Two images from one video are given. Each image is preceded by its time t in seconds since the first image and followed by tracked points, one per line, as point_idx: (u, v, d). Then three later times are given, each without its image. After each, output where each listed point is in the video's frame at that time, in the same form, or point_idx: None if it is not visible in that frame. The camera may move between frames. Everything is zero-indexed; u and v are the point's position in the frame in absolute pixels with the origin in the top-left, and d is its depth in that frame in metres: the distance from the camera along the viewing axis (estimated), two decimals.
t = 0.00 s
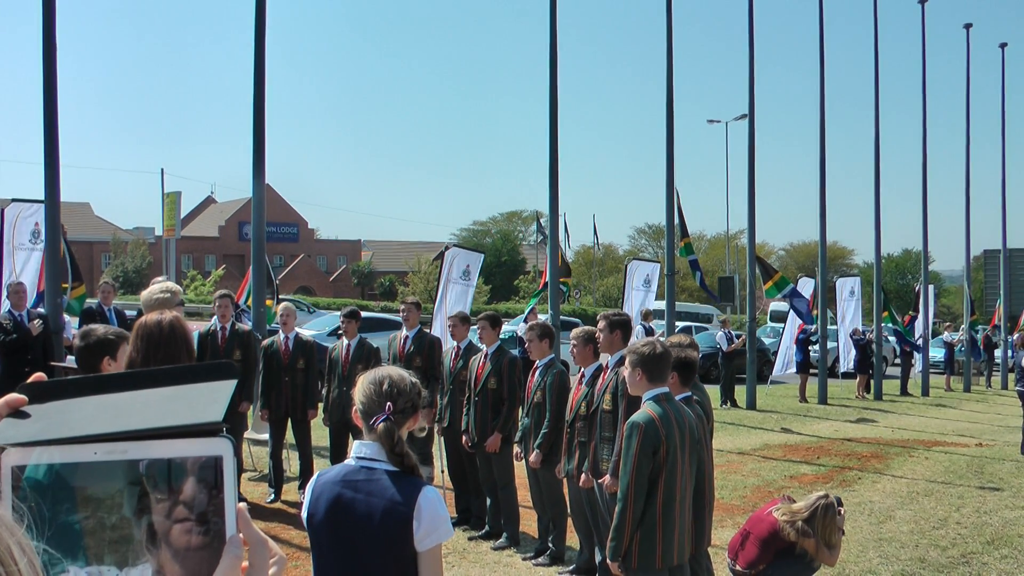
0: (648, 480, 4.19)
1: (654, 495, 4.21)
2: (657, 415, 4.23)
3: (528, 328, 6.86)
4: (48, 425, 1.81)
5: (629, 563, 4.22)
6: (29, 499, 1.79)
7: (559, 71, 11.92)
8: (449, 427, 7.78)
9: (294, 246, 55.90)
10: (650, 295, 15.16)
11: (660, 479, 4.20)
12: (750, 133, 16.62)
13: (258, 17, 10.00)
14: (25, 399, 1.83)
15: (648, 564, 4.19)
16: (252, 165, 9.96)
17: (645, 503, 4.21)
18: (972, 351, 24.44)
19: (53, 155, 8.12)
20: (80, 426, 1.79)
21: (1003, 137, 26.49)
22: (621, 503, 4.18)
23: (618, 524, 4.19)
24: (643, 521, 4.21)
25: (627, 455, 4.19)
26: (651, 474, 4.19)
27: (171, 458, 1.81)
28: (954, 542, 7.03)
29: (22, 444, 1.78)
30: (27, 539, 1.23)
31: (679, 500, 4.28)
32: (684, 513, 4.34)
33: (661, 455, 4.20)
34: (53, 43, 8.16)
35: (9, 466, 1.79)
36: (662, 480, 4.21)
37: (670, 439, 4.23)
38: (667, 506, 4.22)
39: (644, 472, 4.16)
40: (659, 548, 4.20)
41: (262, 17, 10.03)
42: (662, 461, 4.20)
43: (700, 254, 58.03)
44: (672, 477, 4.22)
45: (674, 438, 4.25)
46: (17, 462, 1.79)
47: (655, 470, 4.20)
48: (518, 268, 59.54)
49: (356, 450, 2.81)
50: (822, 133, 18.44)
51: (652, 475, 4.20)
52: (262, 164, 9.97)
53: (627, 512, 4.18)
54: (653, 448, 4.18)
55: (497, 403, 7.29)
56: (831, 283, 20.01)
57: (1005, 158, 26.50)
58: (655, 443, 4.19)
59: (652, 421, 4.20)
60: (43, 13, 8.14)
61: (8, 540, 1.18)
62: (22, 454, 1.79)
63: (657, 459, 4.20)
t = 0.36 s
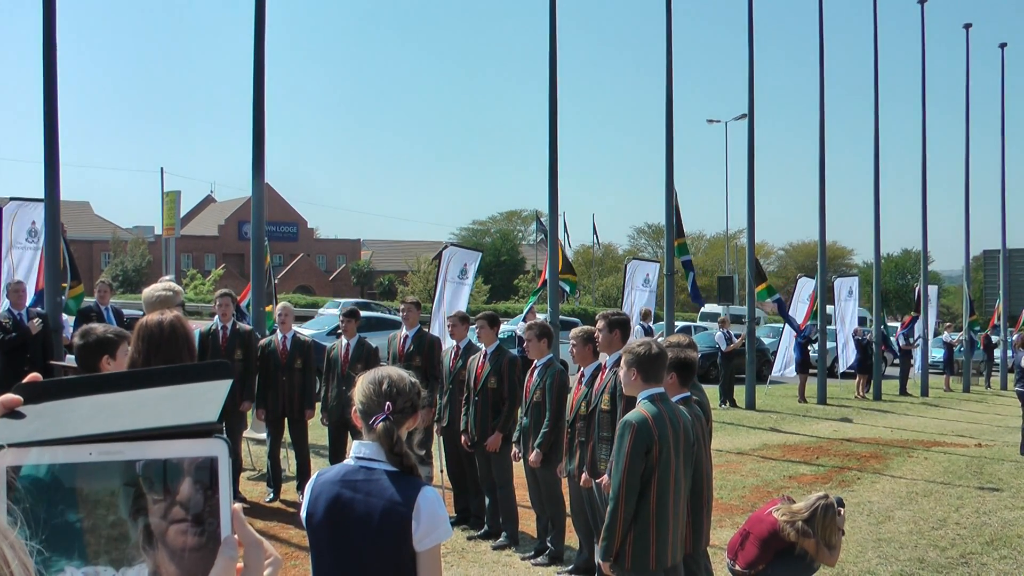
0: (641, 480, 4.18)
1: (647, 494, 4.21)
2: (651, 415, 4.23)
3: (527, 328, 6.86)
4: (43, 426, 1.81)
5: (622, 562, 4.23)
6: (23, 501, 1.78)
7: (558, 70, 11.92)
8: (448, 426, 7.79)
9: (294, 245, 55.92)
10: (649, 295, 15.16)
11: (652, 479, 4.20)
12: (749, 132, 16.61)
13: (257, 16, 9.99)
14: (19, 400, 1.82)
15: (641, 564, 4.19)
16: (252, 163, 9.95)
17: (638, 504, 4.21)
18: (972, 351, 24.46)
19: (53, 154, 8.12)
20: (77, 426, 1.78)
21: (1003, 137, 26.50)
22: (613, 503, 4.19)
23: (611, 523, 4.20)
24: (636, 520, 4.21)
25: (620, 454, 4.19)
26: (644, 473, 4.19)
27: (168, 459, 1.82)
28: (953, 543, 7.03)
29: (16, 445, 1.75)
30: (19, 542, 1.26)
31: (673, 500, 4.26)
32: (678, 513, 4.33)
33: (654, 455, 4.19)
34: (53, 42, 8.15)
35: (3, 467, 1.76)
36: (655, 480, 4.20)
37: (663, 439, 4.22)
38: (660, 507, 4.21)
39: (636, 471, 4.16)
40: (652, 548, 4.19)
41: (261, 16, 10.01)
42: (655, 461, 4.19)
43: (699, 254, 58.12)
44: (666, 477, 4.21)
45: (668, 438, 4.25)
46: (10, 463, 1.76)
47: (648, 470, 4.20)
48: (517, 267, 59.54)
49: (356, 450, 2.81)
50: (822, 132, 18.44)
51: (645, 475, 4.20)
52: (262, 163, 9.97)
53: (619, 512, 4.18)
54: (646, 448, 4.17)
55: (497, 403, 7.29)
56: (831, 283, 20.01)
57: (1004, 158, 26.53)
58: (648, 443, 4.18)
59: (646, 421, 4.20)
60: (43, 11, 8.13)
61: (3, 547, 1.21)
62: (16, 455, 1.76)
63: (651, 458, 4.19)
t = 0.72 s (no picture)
0: (640, 481, 4.19)
1: (646, 495, 4.21)
2: (649, 415, 4.23)
3: (525, 328, 6.87)
4: (44, 426, 1.80)
5: (621, 563, 4.22)
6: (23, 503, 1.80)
7: (557, 69, 11.92)
8: (448, 426, 7.79)
9: (293, 246, 55.93)
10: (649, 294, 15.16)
11: (652, 480, 4.20)
12: (748, 131, 16.63)
13: (256, 16, 9.99)
14: (20, 401, 1.84)
15: (640, 564, 4.19)
16: (252, 163, 9.95)
17: (637, 504, 4.21)
18: (972, 350, 24.49)
19: (53, 154, 8.11)
20: (77, 427, 1.76)
21: (1001, 135, 26.53)
22: (612, 503, 4.19)
23: (610, 523, 4.20)
24: (636, 521, 4.21)
25: (619, 455, 4.19)
26: (643, 475, 4.19)
27: (166, 459, 1.80)
28: (953, 541, 7.03)
29: (15, 446, 1.76)
30: (18, 544, 1.27)
31: (672, 500, 4.27)
32: (677, 513, 4.33)
33: (653, 456, 4.19)
34: (51, 42, 8.14)
35: (4, 468, 1.77)
36: (654, 480, 4.20)
37: (662, 440, 4.22)
38: (659, 507, 4.21)
39: (635, 472, 4.16)
40: (651, 548, 4.19)
41: (260, 16, 10.01)
42: (654, 462, 4.19)
43: (699, 253, 58.17)
44: (665, 477, 4.21)
45: (666, 438, 4.24)
46: (11, 464, 1.77)
47: (647, 471, 4.20)
48: (517, 267, 59.52)
49: (355, 450, 2.81)
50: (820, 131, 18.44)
51: (644, 476, 4.20)
52: (261, 163, 9.97)
53: (618, 512, 4.18)
54: (645, 449, 4.18)
55: (496, 403, 7.29)
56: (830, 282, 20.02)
57: (1004, 157, 26.55)
58: (647, 444, 4.18)
59: (645, 421, 4.20)
60: (43, 12, 8.13)
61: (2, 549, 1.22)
62: (17, 456, 1.76)
63: (649, 459, 4.19)
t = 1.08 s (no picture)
0: (644, 483, 4.18)
1: (650, 497, 4.20)
2: (651, 416, 4.23)
3: (524, 329, 6.87)
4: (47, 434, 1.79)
5: (626, 565, 4.20)
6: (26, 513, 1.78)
7: (555, 70, 11.92)
8: (447, 428, 7.78)
9: (293, 247, 55.94)
10: (648, 294, 15.16)
11: (655, 481, 4.19)
12: (746, 131, 16.62)
13: (255, 19, 9.98)
14: (23, 409, 1.78)
15: (645, 565, 4.18)
16: (251, 165, 9.94)
17: (641, 506, 4.20)
18: (972, 348, 24.48)
19: (53, 158, 8.11)
20: (82, 435, 1.78)
21: (1001, 133, 26.53)
22: (617, 505, 4.18)
23: (615, 525, 4.19)
24: (639, 523, 4.20)
25: (622, 457, 4.18)
26: (646, 477, 4.18)
27: (169, 467, 1.81)
28: (954, 541, 7.03)
29: (20, 454, 1.76)
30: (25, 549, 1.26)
31: (675, 502, 4.26)
32: (681, 514, 4.33)
33: (656, 458, 4.18)
34: (51, 45, 8.13)
35: (7, 476, 1.76)
36: (658, 482, 4.20)
37: (665, 442, 4.21)
38: (663, 509, 4.21)
39: (639, 474, 4.15)
40: (655, 550, 4.18)
41: (259, 19, 10.00)
42: (657, 463, 4.19)
43: (698, 253, 58.20)
44: (668, 478, 4.21)
45: (669, 440, 4.24)
46: (14, 471, 1.75)
47: (651, 472, 4.19)
48: (516, 267, 59.52)
49: (355, 453, 2.80)
50: (818, 131, 18.42)
51: (648, 478, 4.19)
52: (260, 165, 9.96)
53: (624, 514, 4.17)
54: (648, 451, 4.17)
55: (496, 404, 7.29)
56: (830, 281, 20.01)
57: (1002, 155, 26.57)
58: (650, 446, 4.17)
59: (647, 423, 4.19)
60: (42, 15, 8.12)
61: (6, 553, 1.21)
62: (20, 464, 1.76)
63: (653, 461, 4.18)
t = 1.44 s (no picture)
0: (645, 482, 4.19)
1: (651, 496, 4.22)
2: (652, 416, 4.24)
3: (524, 330, 6.88)
4: (43, 441, 1.82)
5: (628, 563, 4.21)
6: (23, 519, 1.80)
7: (553, 71, 11.94)
8: (447, 429, 7.79)
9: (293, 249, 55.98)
10: (648, 294, 15.17)
11: (657, 480, 4.21)
12: (745, 131, 16.63)
13: (253, 22, 9.99)
14: (19, 417, 1.81)
15: (647, 564, 4.19)
16: (250, 167, 9.96)
17: (643, 505, 4.22)
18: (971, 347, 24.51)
19: (51, 161, 8.12)
20: (76, 442, 1.79)
21: (1000, 132, 26.54)
22: (619, 505, 4.19)
23: (617, 525, 4.20)
24: (641, 522, 4.22)
25: (623, 456, 4.19)
26: (648, 476, 4.20)
27: (164, 473, 1.81)
28: (953, 538, 7.04)
29: (17, 461, 1.79)
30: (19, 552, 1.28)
31: (676, 501, 4.28)
32: (681, 513, 4.34)
33: (657, 457, 4.20)
34: (49, 49, 8.14)
35: (4, 482, 1.79)
36: (659, 482, 4.21)
37: (666, 441, 4.23)
38: (664, 508, 4.23)
39: (641, 473, 4.17)
40: (657, 549, 4.20)
41: (257, 21, 10.01)
42: (658, 462, 4.20)
43: (698, 253, 58.25)
44: (669, 478, 4.22)
45: (670, 439, 4.26)
46: (11, 478, 1.78)
47: (652, 472, 4.21)
48: (515, 267, 59.58)
49: (353, 455, 2.81)
50: (817, 131, 18.44)
51: (649, 477, 4.21)
52: (259, 167, 9.98)
53: (626, 514, 4.19)
54: (650, 450, 4.18)
55: (496, 404, 7.30)
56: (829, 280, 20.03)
57: (1002, 153, 26.58)
58: (651, 445, 4.19)
59: (648, 422, 4.21)
60: (40, 19, 8.13)
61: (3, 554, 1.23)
62: (17, 470, 1.78)
63: (654, 460, 4.20)
